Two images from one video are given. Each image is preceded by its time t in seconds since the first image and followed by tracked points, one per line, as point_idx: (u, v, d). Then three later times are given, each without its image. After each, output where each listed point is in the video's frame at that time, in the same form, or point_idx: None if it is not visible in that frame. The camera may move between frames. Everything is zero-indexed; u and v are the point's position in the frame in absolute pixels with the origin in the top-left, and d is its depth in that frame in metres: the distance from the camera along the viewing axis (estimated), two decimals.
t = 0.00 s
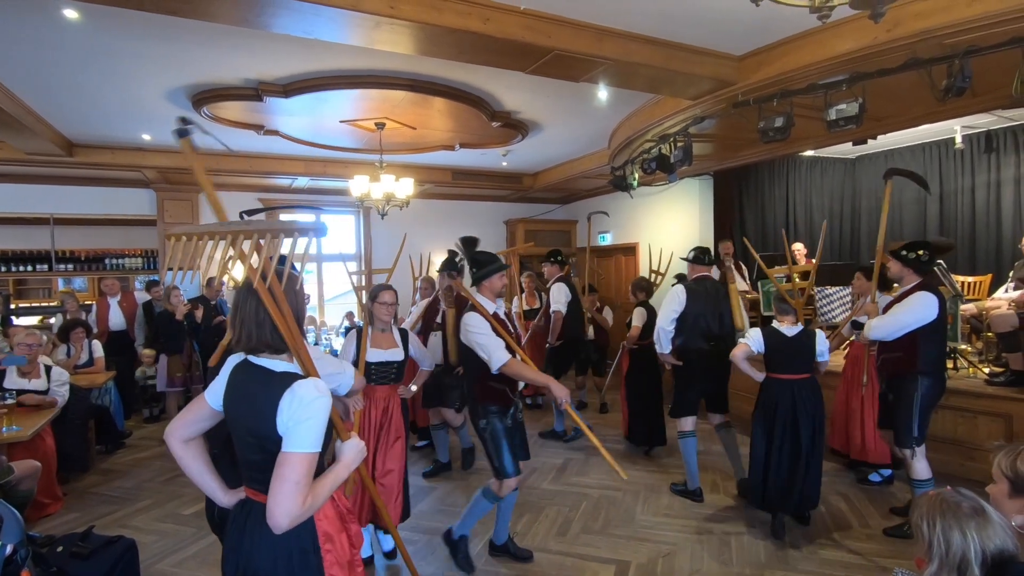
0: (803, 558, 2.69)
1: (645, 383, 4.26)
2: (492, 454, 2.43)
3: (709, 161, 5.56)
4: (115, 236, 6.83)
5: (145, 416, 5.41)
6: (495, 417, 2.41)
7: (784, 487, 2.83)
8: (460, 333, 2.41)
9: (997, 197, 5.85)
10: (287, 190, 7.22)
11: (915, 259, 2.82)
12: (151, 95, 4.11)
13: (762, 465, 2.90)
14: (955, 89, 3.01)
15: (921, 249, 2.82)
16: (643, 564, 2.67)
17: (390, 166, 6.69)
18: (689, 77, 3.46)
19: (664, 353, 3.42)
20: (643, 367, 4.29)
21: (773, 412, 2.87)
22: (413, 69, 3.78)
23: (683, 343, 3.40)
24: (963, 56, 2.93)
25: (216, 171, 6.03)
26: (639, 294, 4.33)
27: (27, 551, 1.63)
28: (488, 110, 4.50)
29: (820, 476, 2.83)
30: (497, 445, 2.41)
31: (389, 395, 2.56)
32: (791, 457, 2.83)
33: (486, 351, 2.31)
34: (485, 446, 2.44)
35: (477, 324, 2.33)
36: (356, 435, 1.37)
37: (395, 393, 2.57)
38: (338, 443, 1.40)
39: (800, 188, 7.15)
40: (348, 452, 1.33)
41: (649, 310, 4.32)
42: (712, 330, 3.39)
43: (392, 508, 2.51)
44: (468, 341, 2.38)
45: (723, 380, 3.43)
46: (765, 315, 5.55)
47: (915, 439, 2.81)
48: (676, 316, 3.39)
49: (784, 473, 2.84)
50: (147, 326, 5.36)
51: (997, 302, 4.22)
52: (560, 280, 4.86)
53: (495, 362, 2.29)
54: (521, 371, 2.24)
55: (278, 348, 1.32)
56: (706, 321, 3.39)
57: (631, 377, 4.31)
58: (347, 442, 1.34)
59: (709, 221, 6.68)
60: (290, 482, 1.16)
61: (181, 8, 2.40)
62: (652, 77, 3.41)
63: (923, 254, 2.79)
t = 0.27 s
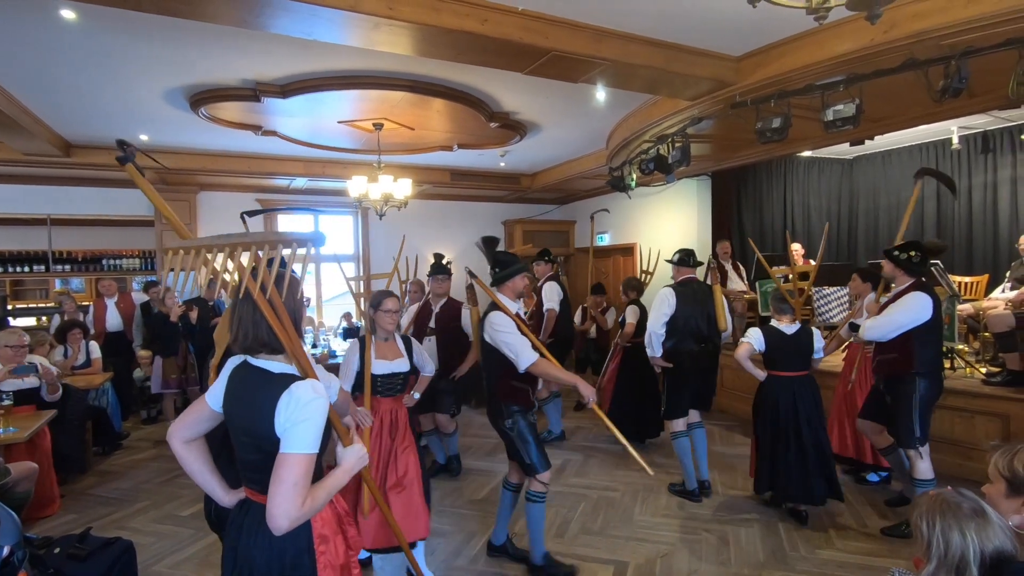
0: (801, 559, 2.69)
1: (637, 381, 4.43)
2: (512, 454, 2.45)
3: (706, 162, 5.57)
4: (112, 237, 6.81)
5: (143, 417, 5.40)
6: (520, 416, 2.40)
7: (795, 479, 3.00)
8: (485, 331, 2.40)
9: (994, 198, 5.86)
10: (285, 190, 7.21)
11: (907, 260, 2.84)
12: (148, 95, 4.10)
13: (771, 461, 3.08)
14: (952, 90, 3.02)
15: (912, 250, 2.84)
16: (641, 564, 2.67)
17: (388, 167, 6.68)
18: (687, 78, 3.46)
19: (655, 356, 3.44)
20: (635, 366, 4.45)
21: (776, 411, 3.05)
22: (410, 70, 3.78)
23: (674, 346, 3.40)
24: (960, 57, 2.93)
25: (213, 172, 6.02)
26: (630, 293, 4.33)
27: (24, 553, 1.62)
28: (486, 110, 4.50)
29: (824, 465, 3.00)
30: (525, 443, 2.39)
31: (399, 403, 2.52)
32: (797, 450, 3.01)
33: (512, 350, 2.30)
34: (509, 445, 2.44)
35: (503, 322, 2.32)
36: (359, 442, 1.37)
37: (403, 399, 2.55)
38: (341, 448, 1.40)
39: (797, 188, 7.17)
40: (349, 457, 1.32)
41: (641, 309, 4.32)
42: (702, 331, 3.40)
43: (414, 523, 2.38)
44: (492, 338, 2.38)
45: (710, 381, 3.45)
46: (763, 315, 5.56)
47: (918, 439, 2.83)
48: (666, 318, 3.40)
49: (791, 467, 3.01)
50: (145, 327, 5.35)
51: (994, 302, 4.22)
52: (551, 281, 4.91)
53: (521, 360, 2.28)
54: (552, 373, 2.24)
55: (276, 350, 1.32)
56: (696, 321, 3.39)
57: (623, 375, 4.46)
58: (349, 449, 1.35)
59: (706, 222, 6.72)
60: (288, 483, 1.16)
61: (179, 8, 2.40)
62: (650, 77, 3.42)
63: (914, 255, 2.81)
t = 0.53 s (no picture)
0: (803, 560, 2.68)
1: (634, 381, 4.45)
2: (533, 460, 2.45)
3: (708, 162, 5.57)
4: (115, 237, 6.83)
5: (145, 417, 5.42)
6: (549, 422, 2.40)
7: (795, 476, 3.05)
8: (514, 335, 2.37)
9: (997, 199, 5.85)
10: (287, 191, 7.22)
11: (909, 263, 2.83)
12: (151, 96, 4.11)
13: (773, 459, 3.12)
14: (955, 90, 3.01)
15: (914, 252, 2.83)
16: (643, 565, 2.67)
17: (390, 167, 6.69)
18: (689, 79, 3.46)
19: (652, 355, 3.46)
20: (632, 367, 4.45)
21: (775, 409, 3.09)
22: (413, 70, 3.78)
23: (671, 345, 3.43)
24: (963, 57, 2.93)
25: (216, 172, 6.03)
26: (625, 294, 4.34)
27: (27, 552, 1.62)
28: (488, 111, 4.50)
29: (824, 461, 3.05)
30: (552, 451, 2.39)
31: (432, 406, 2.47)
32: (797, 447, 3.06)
33: (545, 355, 2.28)
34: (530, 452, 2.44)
35: (535, 327, 2.29)
36: (378, 444, 1.38)
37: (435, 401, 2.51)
38: (361, 448, 1.41)
39: (799, 189, 7.15)
40: (369, 460, 1.34)
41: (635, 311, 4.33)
42: (698, 331, 3.42)
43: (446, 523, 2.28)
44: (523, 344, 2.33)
45: (704, 380, 3.46)
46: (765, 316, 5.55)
47: (920, 439, 2.81)
48: (664, 318, 3.41)
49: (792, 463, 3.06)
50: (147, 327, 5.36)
51: (997, 303, 4.21)
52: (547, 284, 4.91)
53: (554, 365, 2.27)
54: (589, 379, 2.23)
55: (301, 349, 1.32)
56: (693, 321, 3.41)
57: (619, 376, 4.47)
58: (369, 451, 1.36)
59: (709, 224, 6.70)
60: (314, 483, 1.17)
61: (181, 9, 2.40)
62: (652, 78, 3.42)
63: (917, 257, 2.81)
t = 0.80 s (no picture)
0: (801, 559, 2.68)
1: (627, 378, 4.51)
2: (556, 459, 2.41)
3: (707, 162, 5.57)
4: (112, 236, 6.81)
5: (142, 415, 5.41)
6: (575, 420, 2.37)
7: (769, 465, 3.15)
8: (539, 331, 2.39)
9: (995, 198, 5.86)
10: (286, 189, 7.21)
11: (909, 264, 2.83)
12: (149, 94, 4.10)
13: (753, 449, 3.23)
14: (953, 90, 3.01)
15: (914, 253, 2.82)
16: (641, 564, 2.67)
17: (388, 166, 6.69)
18: (688, 78, 3.46)
19: (648, 350, 3.45)
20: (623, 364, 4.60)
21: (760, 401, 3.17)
22: (412, 68, 3.78)
23: (666, 340, 3.45)
24: (961, 57, 2.93)
25: (214, 170, 6.02)
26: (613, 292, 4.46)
27: (24, 551, 1.62)
28: (488, 109, 4.50)
29: (803, 454, 3.12)
30: (578, 450, 2.37)
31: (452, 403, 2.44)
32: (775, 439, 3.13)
33: (573, 351, 2.29)
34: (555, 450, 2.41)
35: (560, 322, 2.34)
36: (399, 441, 1.40)
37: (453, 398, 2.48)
38: (383, 447, 1.42)
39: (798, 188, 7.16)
40: (392, 458, 1.35)
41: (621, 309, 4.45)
42: (692, 326, 3.44)
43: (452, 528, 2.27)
44: (551, 342, 2.32)
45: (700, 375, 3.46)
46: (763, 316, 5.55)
47: (908, 435, 2.81)
48: (660, 311, 3.41)
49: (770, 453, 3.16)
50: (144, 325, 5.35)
51: (994, 303, 4.22)
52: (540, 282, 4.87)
53: (582, 361, 2.29)
54: (621, 375, 2.23)
55: (324, 341, 1.32)
56: (686, 317, 3.42)
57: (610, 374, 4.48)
58: (391, 448, 1.37)
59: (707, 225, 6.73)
60: (350, 473, 1.18)
61: (181, 7, 2.40)
62: (651, 77, 3.42)
63: (917, 259, 2.80)
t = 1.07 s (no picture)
0: (802, 559, 2.68)
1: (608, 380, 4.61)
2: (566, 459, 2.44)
3: (708, 161, 5.58)
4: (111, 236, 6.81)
5: (142, 415, 5.41)
6: (588, 421, 2.37)
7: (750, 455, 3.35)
8: (562, 330, 2.38)
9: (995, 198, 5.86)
10: (286, 189, 7.21)
11: (910, 263, 2.83)
12: (149, 93, 4.10)
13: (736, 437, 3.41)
14: (953, 90, 3.01)
15: (914, 253, 2.83)
16: (641, 564, 2.66)
17: (388, 166, 6.69)
18: (688, 78, 3.46)
19: (645, 350, 3.47)
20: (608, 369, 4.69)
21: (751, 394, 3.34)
22: (413, 68, 3.78)
23: (663, 340, 3.43)
24: (961, 57, 2.93)
25: (214, 170, 6.02)
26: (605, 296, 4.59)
27: (23, 550, 1.61)
28: (488, 109, 4.50)
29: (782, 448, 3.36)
30: (588, 449, 2.38)
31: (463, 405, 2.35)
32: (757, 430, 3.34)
33: (596, 349, 2.31)
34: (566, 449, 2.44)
35: (581, 321, 2.35)
36: (415, 438, 1.40)
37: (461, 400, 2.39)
38: (397, 445, 1.42)
39: (798, 188, 7.16)
40: (409, 454, 1.35)
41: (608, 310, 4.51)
42: (689, 326, 3.41)
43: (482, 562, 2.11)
44: (574, 340, 2.35)
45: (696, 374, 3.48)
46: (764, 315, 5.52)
47: (892, 427, 2.82)
48: (657, 313, 3.40)
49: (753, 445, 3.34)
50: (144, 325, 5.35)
51: (994, 303, 4.22)
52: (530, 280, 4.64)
53: (606, 358, 2.31)
54: (634, 369, 2.32)
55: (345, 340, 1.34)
56: (684, 317, 3.40)
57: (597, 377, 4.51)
58: (407, 445, 1.37)
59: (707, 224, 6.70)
60: (368, 464, 1.17)
61: (180, 6, 2.40)
62: (651, 77, 3.42)
63: (918, 258, 2.81)
